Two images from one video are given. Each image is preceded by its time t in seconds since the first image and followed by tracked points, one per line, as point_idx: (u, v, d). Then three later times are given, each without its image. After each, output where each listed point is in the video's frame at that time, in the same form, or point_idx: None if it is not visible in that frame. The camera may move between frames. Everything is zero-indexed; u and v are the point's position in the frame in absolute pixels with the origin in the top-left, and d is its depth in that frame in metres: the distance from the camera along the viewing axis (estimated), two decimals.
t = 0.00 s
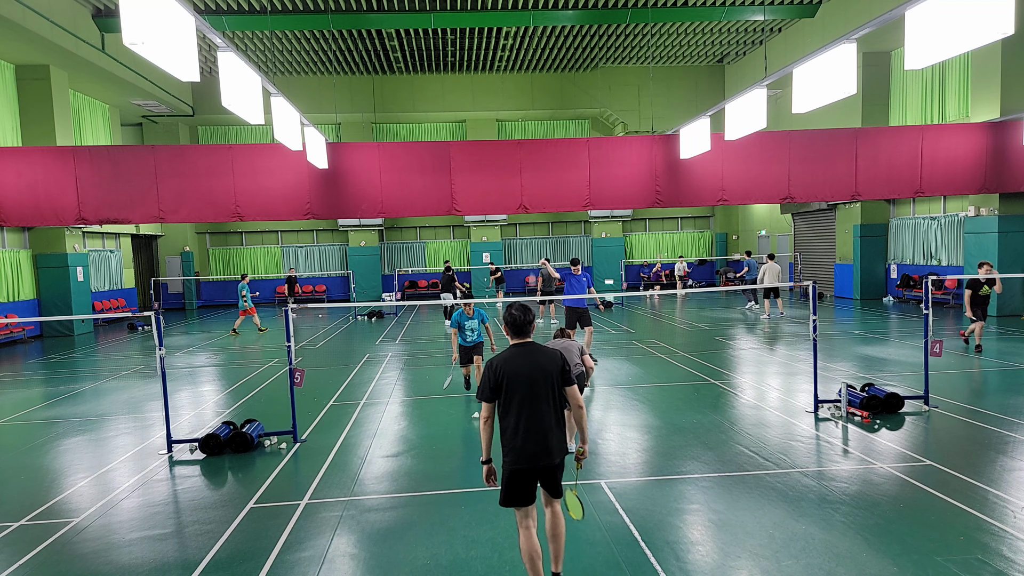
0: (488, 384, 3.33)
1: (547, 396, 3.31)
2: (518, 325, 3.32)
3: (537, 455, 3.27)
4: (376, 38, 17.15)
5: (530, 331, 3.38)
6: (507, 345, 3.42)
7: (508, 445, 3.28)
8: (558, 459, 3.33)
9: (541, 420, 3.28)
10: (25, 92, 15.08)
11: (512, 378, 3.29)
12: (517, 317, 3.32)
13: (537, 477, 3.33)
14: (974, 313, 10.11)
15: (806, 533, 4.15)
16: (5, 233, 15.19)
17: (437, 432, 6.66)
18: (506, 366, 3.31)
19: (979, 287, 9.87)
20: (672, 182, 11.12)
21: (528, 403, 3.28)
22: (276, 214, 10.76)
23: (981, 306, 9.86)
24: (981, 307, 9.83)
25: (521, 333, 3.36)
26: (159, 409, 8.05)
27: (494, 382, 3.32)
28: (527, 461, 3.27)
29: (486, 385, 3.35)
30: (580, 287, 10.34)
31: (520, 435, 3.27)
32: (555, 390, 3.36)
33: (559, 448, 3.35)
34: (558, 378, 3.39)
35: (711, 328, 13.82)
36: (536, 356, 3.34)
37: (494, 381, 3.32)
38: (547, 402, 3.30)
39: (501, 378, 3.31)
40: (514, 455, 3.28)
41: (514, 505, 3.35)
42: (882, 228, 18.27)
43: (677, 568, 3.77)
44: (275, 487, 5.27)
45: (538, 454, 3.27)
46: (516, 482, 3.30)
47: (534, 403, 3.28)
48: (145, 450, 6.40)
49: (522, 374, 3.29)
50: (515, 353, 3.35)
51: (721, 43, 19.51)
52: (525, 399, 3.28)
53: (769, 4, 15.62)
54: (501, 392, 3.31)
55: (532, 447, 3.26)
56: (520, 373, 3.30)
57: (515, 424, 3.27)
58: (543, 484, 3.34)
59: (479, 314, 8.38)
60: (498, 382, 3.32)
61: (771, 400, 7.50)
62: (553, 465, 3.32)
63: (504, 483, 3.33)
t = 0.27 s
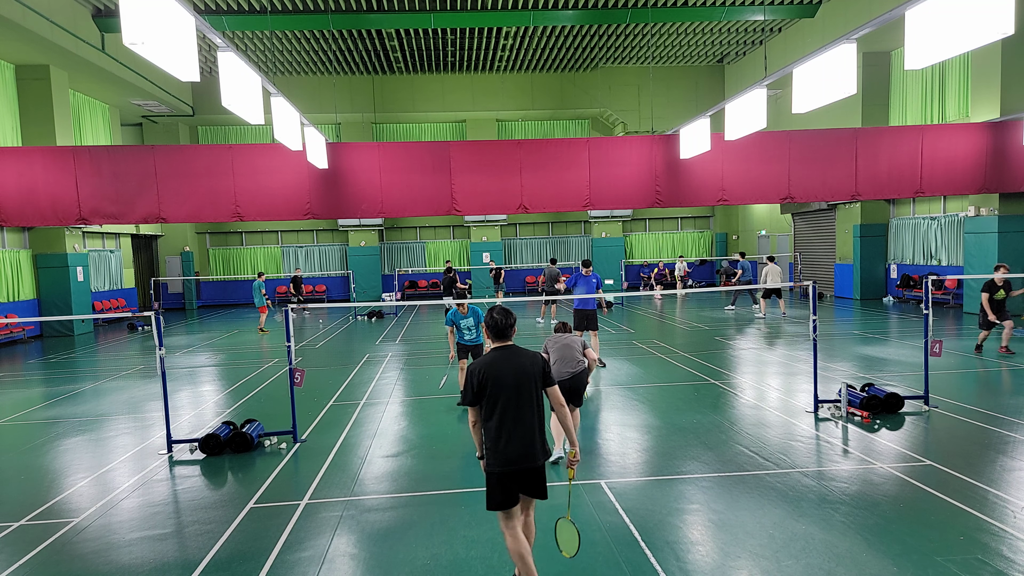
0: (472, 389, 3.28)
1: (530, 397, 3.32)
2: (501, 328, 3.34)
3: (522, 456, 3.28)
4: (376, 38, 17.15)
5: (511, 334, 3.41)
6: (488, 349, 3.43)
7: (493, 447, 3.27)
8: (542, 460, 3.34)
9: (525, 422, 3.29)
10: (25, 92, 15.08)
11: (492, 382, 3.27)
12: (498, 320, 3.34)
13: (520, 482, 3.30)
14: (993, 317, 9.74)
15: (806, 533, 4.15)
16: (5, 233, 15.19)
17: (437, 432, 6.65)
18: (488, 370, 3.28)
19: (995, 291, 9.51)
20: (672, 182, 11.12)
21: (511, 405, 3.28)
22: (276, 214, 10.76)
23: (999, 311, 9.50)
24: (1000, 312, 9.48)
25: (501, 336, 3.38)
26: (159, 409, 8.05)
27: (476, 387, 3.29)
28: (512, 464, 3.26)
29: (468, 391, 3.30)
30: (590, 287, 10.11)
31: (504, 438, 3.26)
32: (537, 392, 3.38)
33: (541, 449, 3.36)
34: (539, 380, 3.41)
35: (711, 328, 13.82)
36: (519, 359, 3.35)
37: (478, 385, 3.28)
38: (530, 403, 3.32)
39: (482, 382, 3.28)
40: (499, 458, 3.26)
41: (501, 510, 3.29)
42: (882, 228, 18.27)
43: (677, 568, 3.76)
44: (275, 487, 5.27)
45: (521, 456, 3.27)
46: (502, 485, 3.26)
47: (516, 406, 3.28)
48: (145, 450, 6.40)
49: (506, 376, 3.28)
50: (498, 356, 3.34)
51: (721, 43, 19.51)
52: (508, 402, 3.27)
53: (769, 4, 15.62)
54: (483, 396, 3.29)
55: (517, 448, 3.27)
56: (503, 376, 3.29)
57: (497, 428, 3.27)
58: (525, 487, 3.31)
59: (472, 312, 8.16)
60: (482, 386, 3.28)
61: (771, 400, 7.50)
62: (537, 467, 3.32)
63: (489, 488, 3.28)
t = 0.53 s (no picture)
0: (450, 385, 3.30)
1: (507, 396, 3.31)
2: (481, 328, 3.34)
3: (496, 454, 3.25)
4: (376, 38, 17.15)
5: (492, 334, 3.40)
6: (468, 348, 3.44)
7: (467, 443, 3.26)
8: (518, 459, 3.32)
9: (501, 420, 3.28)
10: (25, 91, 15.09)
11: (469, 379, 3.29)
12: (479, 318, 3.33)
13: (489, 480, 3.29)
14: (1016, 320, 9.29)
15: (806, 534, 4.15)
16: (5, 233, 15.19)
17: (437, 432, 6.65)
18: (465, 367, 3.31)
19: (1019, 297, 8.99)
20: (672, 182, 11.12)
21: (487, 402, 3.27)
22: (276, 214, 10.76)
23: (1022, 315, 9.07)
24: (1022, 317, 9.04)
25: (481, 334, 3.36)
26: (159, 409, 8.05)
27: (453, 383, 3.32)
28: (487, 460, 3.25)
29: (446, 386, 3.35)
30: (596, 287, 10.09)
31: (479, 435, 3.26)
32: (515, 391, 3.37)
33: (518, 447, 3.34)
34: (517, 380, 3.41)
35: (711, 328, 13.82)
36: (497, 358, 3.36)
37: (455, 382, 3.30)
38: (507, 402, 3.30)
39: (459, 379, 3.31)
40: (473, 455, 3.25)
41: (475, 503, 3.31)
42: (882, 228, 18.27)
43: (677, 568, 3.76)
44: (275, 487, 5.27)
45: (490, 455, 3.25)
46: (476, 480, 3.27)
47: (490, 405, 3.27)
48: (145, 450, 6.40)
49: (483, 374, 3.30)
50: (476, 355, 3.35)
51: (721, 43, 19.51)
52: (484, 399, 3.27)
53: (769, 4, 15.62)
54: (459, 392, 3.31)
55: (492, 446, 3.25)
56: (480, 375, 3.30)
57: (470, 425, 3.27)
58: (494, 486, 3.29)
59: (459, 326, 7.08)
60: (459, 383, 3.31)
61: (771, 400, 7.50)
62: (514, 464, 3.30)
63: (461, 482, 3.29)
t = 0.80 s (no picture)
0: (416, 389, 3.27)
1: (475, 403, 3.28)
2: (452, 332, 3.29)
3: (462, 460, 3.25)
4: (376, 38, 17.15)
5: (465, 338, 3.36)
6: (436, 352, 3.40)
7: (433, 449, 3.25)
8: (485, 466, 3.31)
9: (468, 426, 3.26)
10: (25, 91, 15.08)
11: (438, 383, 3.25)
12: (453, 322, 3.29)
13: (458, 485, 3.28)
14: None
15: (806, 534, 4.15)
16: (5, 233, 15.19)
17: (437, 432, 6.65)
18: (435, 372, 3.27)
19: None
20: (672, 182, 11.12)
21: (454, 409, 3.24)
22: (276, 214, 10.76)
23: None
24: None
25: (453, 339, 3.33)
26: (159, 409, 8.05)
27: (421, 387, 3.27)
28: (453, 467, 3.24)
29: (412, 391, 3.29)
30: (596, 288, 10.08)
31: (446, 441, 3.25)
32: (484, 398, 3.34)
33: (484, 454, 3.32)
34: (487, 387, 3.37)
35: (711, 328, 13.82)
36: (467, 363, 3.32)
37: (421, 387, 3.27)
38: (475, 408, 3.28)
39: (428, 384, 3.26)
40: (440, 459, 3.24)
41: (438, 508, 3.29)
42: (882, 227, 18.27)
43: (677, 568, 3.76)
44: (275, 487, 5.27)
45: (460, 460, 3.25)
46: (441, 487, 3.25)
47: (461, 410, 3.25)
48: (145, 450, 6.40)
49: (453, 378, 3.26)
50: (446, 359, 3.31)
51: (720, 43, 19.51)
52: (450, 405, 3.24)
53: (769, 4, 15.62)
54: (428, 397, 3.28)
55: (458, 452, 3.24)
56: (449, 380, 3.26)
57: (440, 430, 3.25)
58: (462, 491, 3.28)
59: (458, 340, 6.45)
60: (427, 387, 3.27)
61: (771, 400, 7.50)
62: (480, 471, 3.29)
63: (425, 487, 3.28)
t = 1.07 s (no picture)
0: (398, 385, 3.29)
1: (460, 401, 3.26)
2: (437, 328, 3.28)
3: (444, 459, 3.21)
4: (376, 38, 17.14)
5: (451, 335, 3.35)
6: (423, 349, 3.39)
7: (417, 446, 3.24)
8: (471, 464, 3.27)
9: (452, 424, 3.23)
10: (25, 91, 15.08)
11: (422, 380, 3.25)
12: (438, 319, 3.28)
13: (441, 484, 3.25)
14: None
15: (806, 534, 4.15)
16: (5, 233, 15.19)
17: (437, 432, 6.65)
18: (418, 368, 3.28)
19: None
20: (672, 182, 11.12)
21: (437, 406, 3.23)
22: (276, 214, 10.76)
23: None
24: None
25: (439, 336, 3.31)
26: (159, 409, 8.05)
27: (405, 383, 3.29)
28: (438, 465, 3.21)
29: (396, 386, 3.30)
30: (596, 287, 10.06)
31: (430, 438, 3.23)
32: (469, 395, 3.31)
33: (468, 453, 3.28)
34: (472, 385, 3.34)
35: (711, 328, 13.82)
36: (451, 361, 3.30)
37: (404, 383, 3.28)
38: (459, 405, 3.26)
39: (411, 380, 3.27)
40: (424, 457, 3.23)
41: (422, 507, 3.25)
42: (882, 227, 18.26)
43: (677, 568, 3.76)
44: (275, 487, 5.27)
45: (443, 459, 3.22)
46: (425, 485, 3.22)
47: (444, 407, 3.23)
48: (145, 450, 6.40)
49: (436, 375, 3.25)
50: (431, 355, 3.30)
51: (720, 43, 19.51)
52: (433, 402, 3.24)
53: (769, 4, 15.62)
54: (412, 393, 3.29)
55: (441, 450, 3.21)
56: (433, 376, 3.25)
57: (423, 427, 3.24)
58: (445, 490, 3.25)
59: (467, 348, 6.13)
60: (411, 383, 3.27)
61: (772, 400, 7.50)
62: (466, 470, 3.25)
63: (409, 485, 3.25)
